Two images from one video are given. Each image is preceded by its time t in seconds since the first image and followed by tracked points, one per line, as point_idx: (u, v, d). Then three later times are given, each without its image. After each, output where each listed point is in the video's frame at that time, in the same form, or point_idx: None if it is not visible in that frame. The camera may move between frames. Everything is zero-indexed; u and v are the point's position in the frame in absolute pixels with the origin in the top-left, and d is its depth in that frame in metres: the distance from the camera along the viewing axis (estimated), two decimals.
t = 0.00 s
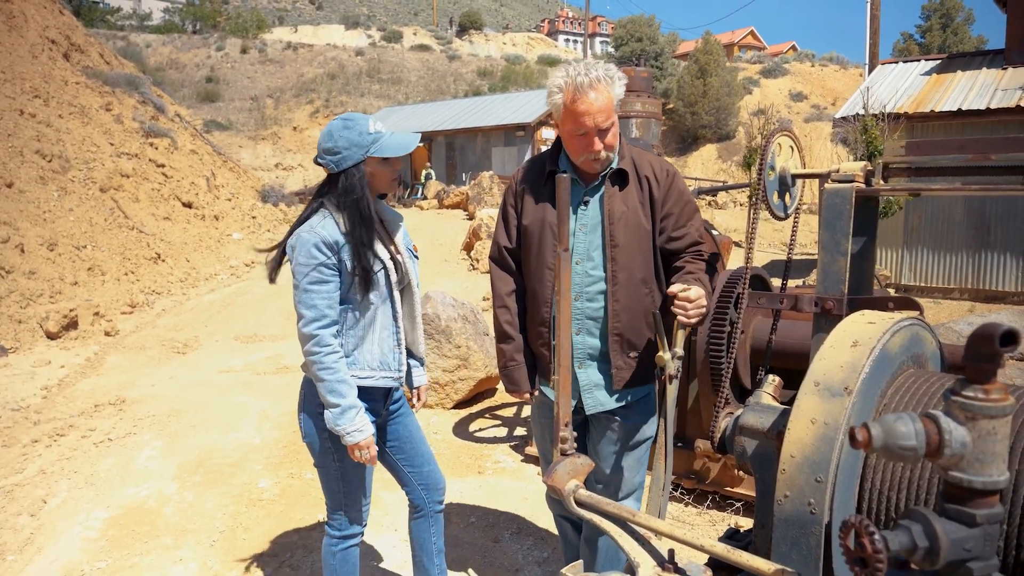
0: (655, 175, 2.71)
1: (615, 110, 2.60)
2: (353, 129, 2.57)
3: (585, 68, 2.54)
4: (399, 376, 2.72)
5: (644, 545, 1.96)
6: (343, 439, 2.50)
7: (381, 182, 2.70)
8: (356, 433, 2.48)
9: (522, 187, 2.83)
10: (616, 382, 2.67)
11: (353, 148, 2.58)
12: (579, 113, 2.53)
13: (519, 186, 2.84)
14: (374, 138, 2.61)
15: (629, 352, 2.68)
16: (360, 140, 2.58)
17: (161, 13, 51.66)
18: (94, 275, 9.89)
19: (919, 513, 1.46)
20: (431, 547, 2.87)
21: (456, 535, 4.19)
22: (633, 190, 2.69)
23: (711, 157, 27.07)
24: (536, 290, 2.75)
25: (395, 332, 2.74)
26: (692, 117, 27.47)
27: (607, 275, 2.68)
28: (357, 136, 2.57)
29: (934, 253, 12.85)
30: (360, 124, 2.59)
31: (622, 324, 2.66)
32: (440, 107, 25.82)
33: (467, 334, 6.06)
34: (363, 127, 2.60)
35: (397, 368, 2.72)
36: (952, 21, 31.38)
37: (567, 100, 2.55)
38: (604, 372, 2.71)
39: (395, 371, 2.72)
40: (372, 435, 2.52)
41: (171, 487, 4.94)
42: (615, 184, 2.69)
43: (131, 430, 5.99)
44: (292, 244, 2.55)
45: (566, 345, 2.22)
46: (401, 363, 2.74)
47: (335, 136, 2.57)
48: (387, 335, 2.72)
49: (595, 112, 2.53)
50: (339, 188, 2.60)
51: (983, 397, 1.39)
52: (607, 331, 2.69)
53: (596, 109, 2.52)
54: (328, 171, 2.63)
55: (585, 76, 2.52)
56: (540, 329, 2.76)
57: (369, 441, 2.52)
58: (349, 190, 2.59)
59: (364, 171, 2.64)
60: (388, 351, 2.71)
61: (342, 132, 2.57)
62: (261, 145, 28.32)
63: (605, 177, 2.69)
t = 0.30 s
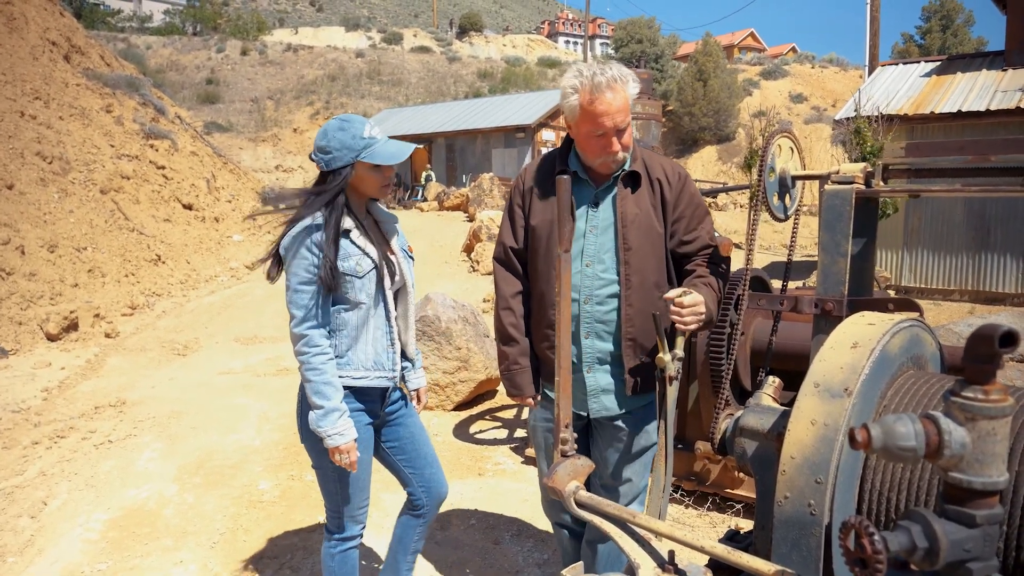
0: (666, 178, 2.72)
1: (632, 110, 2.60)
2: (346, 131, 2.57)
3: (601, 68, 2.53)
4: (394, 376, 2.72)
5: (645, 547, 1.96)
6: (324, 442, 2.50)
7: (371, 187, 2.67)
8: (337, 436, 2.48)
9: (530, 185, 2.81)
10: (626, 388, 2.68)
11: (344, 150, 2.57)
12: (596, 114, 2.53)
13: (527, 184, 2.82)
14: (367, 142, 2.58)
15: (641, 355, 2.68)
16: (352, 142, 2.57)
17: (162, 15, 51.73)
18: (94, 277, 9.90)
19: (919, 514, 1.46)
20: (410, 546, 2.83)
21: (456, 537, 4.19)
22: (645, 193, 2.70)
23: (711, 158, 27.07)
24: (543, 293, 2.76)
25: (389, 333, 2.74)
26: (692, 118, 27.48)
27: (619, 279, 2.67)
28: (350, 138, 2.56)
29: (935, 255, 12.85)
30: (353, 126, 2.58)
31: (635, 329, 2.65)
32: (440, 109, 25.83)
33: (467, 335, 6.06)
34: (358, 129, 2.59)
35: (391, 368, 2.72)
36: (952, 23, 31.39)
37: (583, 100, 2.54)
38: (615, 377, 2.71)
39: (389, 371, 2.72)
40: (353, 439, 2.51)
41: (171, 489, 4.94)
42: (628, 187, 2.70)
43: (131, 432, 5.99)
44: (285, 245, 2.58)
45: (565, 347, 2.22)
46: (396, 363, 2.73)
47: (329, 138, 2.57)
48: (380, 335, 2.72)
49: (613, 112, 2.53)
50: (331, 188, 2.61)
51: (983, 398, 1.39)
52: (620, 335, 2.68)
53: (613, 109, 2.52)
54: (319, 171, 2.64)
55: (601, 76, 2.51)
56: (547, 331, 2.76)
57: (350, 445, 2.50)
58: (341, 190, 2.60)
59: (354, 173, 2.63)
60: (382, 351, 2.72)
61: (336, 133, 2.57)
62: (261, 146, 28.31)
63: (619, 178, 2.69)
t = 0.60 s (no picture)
0: (672, 180, 2.77)
1: (641, 107, 2.61)
2: (350, 128, 2.60)
3: (615, 64, 2.57)
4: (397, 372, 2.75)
5: (637, 542, 1.99)
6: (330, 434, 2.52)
7: (373, 185, 2.70)
8: (342, 428, 2.50)
9: (541, 181, 2.73)
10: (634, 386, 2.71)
11: (346, 146, 2.61)
12: (604, 104, 2.55)
13: (538, 180, 2.74)
14: (369, 139, 2.61)
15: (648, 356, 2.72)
16: (354, 140, 2.60)
17: (161, 15, 51.80)
18: (94, 277, 9.92)
19: (903, 509, 1.48)
20: (384, 550, 2.85)
21: (454, 535, 4.21)
22: (654, 194, 2.73)
23: (710, 158, 27.09)
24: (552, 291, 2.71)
25: (393, 328, 2.76)
26: (691, 118, 27.50)
27: (631, 278, 2.69)
28: (352, 135, 2.59)
29: (933, 255, 12.88)
30: (357, 123, 2.61)
31: (645, 329, 2.69)
32: (439, 109, 25.86)
33: (465, 335, 6.08)
34: (361, 126, 2.62)
35: (394, 363, 2.74)
36: (951, 23, 31.42)
37: (594, 91, 2.57)
38: (625, 375, 2.73)
39: (392, 366, 2.74)
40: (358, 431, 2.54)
41: (169, 487, 4.96)
42: (638, 186, 2.72)
43: (131, 431, 6.01)
44: (293, 240, 2.59)
45: (559, 345, 2.25)
46: (399, 358, 2.76)
47: (332, 134, 2.61)
48: (385, 330, 2.74)
49: (621, 104, 2.55)
50: (338, 184, 2.62)
51: (964, 394, 1.41)
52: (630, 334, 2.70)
53: (622, 101, 2.54)
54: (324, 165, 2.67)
55: (614, 70, 2.56)
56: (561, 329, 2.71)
57: (354, 437, 2.53)
58: (347, 186, 2.61)
59: (356, 170, 2.65)
60: (386, 346, 2.74)
61: (340, 129, 2.60)
62: (261, 146, 28.31)
63: (628, 178, 2.72)
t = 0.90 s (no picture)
0: (667, 176, 2.80)
1: (633, 101, 2.63)
2: (353, 122, 2.61)
3: (606, 59, 2.60)
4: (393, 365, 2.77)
5: (627, 534, 2.00)
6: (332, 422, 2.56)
7: (377, 177, 2.70)
8: (343, 416, 2.54)
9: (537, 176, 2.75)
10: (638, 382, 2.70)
11: (351, 139, 2.61)
12: (594, 96, 2.56)
13: (534, 176, 2.75)
14: (372, 132, 2.63)
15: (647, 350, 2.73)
16: (358, 133, 2.61)
17: (161, 13, 51.77)
18: (94, 275, 9.94)
19: (885, 499, 1.50)
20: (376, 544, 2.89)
21: (451, 530, 4.23)
22: (650, 188, 2.75)
23: (710, 155, 27.10)
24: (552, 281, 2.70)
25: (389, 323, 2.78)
26: (691, 116, 27.51)
27: (628, 271, 2.71)
28: (355, 128, 2.60)
29: (931, 252, 12.91)
30: (360, 117, 2.63)
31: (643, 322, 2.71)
32: (439, 107, 25.85)
33: (463, 332, 6.10)
34: (363, 120, 2.63)
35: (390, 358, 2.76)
36: (951, 20, 31.41)
37: (585, 84, 2.59)
38: (627, 369, 2.75)
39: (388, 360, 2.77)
40: (359, 418, 2.57)
41: (168, 484, 4.98)
42: (634, 181, 2.74)
43: (130, 428, 6.03)
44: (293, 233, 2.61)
45: (550, 339, 2.27)
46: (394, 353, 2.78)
47: (336, 128, 2.61)
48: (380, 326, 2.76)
49: (610, 95, 2.56)
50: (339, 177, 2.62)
51: (945, 385, 1.43)
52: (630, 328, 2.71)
53: (611, 92, 2.55)
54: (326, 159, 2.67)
55: (605, 63, 2.58)
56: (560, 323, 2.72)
57: (356, 424, 2.56)
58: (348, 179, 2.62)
59: (359, 162, 2.66)
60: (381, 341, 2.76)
61: (343, 123, 2.62)
62: (261, 144, 28.30)
63: (623, 174, 2.74)
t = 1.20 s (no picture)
0: (657, 175, 2.81)
1: (618, 102, 2.63)
2: (339, 122, 2.63)
3: (589, 61, 2.61)
4: (386, 371, 2.78)
5: (615, 533, 2.02)
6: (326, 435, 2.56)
7: (363, 178, 2.71)
8: (339, 430, 2.55)
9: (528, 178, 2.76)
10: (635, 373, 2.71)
11: (338, 138, 2.63)
12: (573, 98, 2.58)
13: (524, 177, 2.76)
14: (359, 131, 2.65)
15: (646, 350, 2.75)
16: (345, 132, 2.63)
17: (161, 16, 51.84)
18: (92, 277, 9.96)
19: (864, 497, 1.52)
20: (375, 547, 2.91)
21: (446, 531, 4.24)
22: (640, 189, 2.77)
23: (708, 157, 27.13)
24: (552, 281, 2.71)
25: (381, 327, 2.79)
26: (690, 118, 27.55)
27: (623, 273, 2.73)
28: (344, 127, 2.62)
29: (929, 253, 12.94)
30: (348, 116, 2.66)
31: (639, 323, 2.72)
32: (439, 109, 25.88)
33: (460, 333, 6.12)
34: (350, 121, 2.66)
35: (385, 364, 2.77)
36: (949, 22, 31.46)
37: (568, 86, 2.61)
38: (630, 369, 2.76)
39: (382, 366, 2.77)
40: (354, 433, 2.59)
41: (165, 484, 4.99)
42: (624, 183, 2.76)
43: (127, 429, 6.04)
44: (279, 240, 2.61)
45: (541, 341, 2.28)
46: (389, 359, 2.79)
47: (322, 128, 2.63)
48: (373, 331, 2.77)
49: (589, 97, 2.56)
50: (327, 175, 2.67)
51: (923, 384, 1.46)
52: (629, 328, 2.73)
53: (591, 94, 2.56)
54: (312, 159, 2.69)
55: (588, 66, 2.59)
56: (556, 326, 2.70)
57: (349, 438, 2.58)
58: (334, 178, 2.67)
59: (346, 162, 2.68)
60: (374, 347, 2.76)
61: (329, 123, 2.64)
62: (260, 146, 28.32)
63: (614, 176, 2.76)
